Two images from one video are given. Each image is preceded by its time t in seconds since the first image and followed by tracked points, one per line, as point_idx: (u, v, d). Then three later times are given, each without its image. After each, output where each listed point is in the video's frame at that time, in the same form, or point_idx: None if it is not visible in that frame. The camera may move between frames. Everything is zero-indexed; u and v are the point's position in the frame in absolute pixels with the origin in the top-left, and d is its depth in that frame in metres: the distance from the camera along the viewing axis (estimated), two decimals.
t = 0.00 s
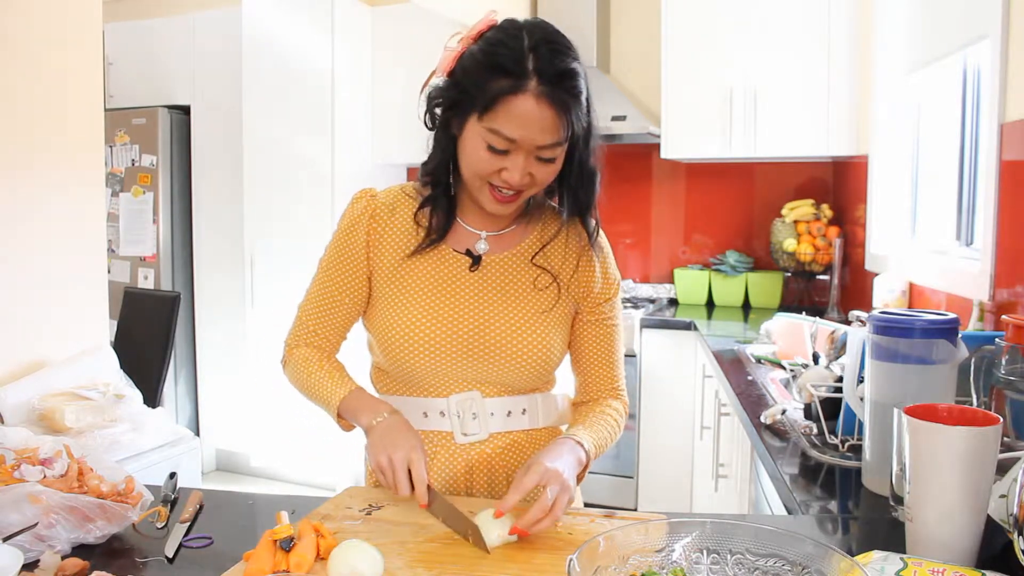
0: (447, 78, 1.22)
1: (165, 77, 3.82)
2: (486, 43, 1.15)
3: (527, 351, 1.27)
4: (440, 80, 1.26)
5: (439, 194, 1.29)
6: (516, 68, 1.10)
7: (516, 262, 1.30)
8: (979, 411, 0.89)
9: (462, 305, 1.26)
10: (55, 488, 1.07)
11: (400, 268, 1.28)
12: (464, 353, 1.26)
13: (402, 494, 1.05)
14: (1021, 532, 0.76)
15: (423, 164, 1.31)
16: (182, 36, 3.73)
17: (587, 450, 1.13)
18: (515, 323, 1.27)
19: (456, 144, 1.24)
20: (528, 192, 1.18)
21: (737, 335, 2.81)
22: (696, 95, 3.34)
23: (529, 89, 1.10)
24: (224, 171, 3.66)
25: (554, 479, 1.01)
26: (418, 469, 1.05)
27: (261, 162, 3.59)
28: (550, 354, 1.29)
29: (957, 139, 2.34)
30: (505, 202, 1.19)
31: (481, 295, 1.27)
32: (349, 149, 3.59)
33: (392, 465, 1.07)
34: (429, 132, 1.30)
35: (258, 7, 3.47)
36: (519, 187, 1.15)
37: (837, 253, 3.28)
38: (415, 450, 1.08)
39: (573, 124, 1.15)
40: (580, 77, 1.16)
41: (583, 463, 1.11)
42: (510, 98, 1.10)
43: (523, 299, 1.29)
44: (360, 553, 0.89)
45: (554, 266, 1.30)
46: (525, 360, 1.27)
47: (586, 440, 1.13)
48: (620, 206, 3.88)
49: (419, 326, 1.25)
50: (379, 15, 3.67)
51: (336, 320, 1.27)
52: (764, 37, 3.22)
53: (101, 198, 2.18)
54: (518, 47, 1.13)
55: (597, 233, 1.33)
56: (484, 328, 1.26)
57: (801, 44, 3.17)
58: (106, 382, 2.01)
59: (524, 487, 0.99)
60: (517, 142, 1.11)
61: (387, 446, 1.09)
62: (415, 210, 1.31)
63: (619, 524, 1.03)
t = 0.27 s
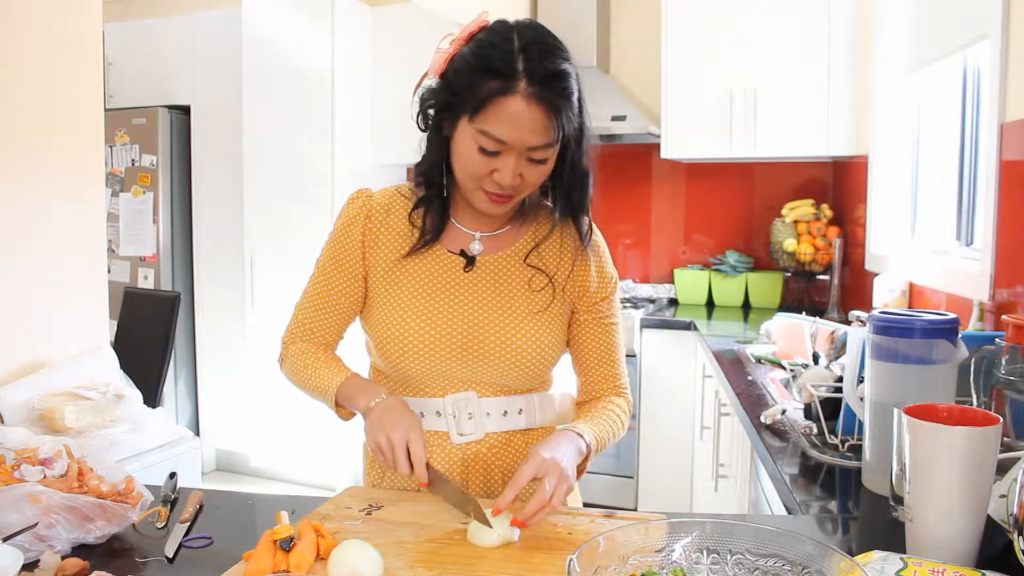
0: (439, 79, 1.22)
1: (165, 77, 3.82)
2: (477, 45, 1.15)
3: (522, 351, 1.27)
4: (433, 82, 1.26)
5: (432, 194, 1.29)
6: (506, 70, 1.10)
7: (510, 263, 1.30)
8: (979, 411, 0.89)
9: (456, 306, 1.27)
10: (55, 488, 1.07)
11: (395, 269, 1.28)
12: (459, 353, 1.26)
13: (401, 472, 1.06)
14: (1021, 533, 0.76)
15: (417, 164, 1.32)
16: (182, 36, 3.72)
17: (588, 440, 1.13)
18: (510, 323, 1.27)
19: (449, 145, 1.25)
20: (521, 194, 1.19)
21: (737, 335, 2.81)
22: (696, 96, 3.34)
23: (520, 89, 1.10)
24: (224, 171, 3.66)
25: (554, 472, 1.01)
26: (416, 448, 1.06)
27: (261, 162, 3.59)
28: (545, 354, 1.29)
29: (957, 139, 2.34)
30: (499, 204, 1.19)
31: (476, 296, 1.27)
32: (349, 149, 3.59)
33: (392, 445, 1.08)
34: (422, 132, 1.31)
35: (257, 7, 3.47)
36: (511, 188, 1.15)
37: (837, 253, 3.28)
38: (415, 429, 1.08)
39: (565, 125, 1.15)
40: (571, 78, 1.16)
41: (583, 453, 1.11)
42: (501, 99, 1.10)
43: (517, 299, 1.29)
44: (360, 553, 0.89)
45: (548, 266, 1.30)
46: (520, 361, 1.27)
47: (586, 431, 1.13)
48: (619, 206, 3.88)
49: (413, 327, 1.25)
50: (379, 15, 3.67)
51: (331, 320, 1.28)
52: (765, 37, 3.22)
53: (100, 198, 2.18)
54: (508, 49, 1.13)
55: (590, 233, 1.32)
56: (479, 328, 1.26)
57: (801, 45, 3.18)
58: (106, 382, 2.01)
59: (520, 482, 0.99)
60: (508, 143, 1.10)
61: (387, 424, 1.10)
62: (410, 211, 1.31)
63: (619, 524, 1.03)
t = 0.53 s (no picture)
0: (439, 81, 1.22)
1: (165, 77, 3.82)
2: (477, 47, 1.15)
3: (523, 351, 1.27)
4: (433, 83, 1.27)
5: (432, 195, 1.30)
6: (506, 71, 1.10)
7: (511, 263, 1.30)
8: (979, 411, 0.89)
9: (457, 306, 1.27)
10: (56, 488, 1.07)
11: (397, 269, 1.29)
12: (459, 352, 1.27)
13: (402, 468, 1.05)
14: (1021, 533, 0.76)
15: (418, 164, 1.33)
16: (183, 36, 3.73)
17: (591, 429, 1.12)
18: (510, 323, 1.27)
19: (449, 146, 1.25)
20: (521, 195, 1.18)
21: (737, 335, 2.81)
22: (696, 95, 3.34)
23: (519, 91, 1.10)
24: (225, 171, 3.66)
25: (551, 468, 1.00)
26: (417, 444, 1.05)
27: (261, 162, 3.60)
28: (546, 354, 1.29)
29: (957, 139, 2.34)
30: (499, 204, 1.19)
31: (477, 296, 1.28)
32: (349, 149, 3.63)
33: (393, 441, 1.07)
34: (423, 133, 1.31)
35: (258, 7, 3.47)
36: (511, 190, 1.15)
37: (837, 253, 3.28)
38: (415, 424, 1.08)
39: (565, 127, 1.15)
40: (571, 80, 1.16)
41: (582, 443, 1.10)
42: (500, 101, 1.10)
43: (518, 299, 1.29)
44: (360, 553, 0.89)
45: (550, 265, 1.30)
46: (520, 361, 1.27)
47: (588, 421, 1.12)
48: (620, 206, 3.88)
49: (414, 326, 1.26)
50: (379, 15, 3.67)
51: (333, 319, 1.28)
52: (764, 37, 3.22)
53: (100, 198, 2.18)
54: (508, 51, 1.13)
55: (590, 232, 1.30)
56: (480, 328, 1.26)
57: (801, 45, 3.18)
58: (107, 382, 2.01)
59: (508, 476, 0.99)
60: (508, 145, 1.10)
61: (388, 420, 1.09)
62: (411, 211, 1.32)
63: (619, 524, 1.03)
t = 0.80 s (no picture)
0: (438, 81, 1.22)
1: (165, 76, 3.82)
2: (477, 46, 1.15)
3: (525, 348, 1.28)
4: (432, 82, 1.26)
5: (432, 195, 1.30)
6: (507, 70, 1.10)
7: (512, 261, 1.30)
8: (979, 411, 0.89)
9: (459, 305, 1.27)
10: (56, 488, 1.07)
11: (398, 267, 1.29)
12: (461, 349, 1.27)
13: (401, 464, 1.05)
14: (1021, 533, 0.76)
15: (417, 164, 1.33)
16: (183, 36, 3.73)
17: (599, 427, 1.11)
18: (513, 321, 1.27)
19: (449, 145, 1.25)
20: (522, 194, 1.18)
21: (737, 335, 2.81)
22: (696, 95, 3.34)
23: (520, 90, 1.10)
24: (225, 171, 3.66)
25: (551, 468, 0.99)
26: (418, 441, 1.05)
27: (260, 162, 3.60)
28: (549, 351, 1.29)
29: (957, 139, 2.34)
30: (500, 203, 1.19)
31: (479, 294, 1.28)
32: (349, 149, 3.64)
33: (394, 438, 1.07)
34: (422, 133, 1.31)
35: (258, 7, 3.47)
36: (513, 189, 1.15)
37: (837, 253, 3.28)
38: (416, 423, 1.07)
39: (565, 125, 1.15)
40: (571, 79, 1.16)
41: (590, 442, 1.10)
42: (501, 100, 1.10)
43: (520, 297, 1.29)
44: (360, 553, 0.89)
45: (551, 262, 1.30)
46: (522, 358, 1.28)
47: (595, 417, 1.11)
48: (620, 206, 3.88)
49: (417, 325, 1.26)
50: (379, 15, 3.67)
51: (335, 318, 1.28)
52: (764, 38, 3.22)
53: (100, 198, 2.18)
54: (508, 50, 1.13)
55: (590, 231, 1.28)
56: (482, 326, 1.27)
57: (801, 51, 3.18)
58: (107, 382, 2.01)
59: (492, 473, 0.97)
60: (510, 144, 1.10)
61: (388, 416, 1.09)
62: (411, 210, 1.32)
63: (619, 524, 1.03)
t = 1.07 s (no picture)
0: (435, 80, 1.23)
1: (165, 76, 3.82)
2: (474, 44, 1.15)
3: (525, 347, 1.28)
4: (428, 82, 1.27)
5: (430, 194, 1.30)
6: (503, 67, 1.11)
7: (512, 260, 1.30)
8: (979, 411, 0.89)
9: (459, 304, 1.27)
10: (56, 488, 1.07)
11: (397, 268, 1.29)
12: (462, 350, 1.27)
13: (407, 461, 1.05)
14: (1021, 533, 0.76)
15: (415, 164, 1.33)
16: (183, 36, 3.73)
17: (592, 425, 1.10)
18: (512, 320, 1.27)
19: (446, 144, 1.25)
20: (521, 192, 1.18)
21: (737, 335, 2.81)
22: (696, 95, 3.34)
23: (518, 87, 1.10)
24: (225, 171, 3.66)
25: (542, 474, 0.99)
26: (422, 438, 1.05)
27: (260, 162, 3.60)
28: (549, 349, 1.29)
29: (957, 139, 2.34)
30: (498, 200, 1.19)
31: (478, 293, 1.28)
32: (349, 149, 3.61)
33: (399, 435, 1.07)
34: (420, 134, 1.32)
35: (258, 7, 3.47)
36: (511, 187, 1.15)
37: (837, 253, 3.28)
38: (421, 421, 1.07)
39: (563, 122, 1.15)
40: (568, 75, 1.16)
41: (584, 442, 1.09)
42: (498, 97, 1.10)
43: (519, 296, 1.29)
44: (360, 553, 0.89)
45: (551, 260, 1.29)
46: (523, 358, 1.28)
47: (587, 415, 1.10)
48: (619, 206, 3.88)
49: (417, 325, 1.26)
50: (379, 15, 3.67)
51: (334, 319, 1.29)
52: (764, 38, 3.22)
53: (100, 199, 2.17)
54: (505, 47, 1.13)
55: (588, 229, 1.28)
56: (481, 325, 1.27)
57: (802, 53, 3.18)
58: (107, 382, 2.01)
59: (490, 491, 0.95)
60: (508, 142, 1.10)
61: (393, 413, 1.09)
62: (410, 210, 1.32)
63: (619, 524, 1.03)
